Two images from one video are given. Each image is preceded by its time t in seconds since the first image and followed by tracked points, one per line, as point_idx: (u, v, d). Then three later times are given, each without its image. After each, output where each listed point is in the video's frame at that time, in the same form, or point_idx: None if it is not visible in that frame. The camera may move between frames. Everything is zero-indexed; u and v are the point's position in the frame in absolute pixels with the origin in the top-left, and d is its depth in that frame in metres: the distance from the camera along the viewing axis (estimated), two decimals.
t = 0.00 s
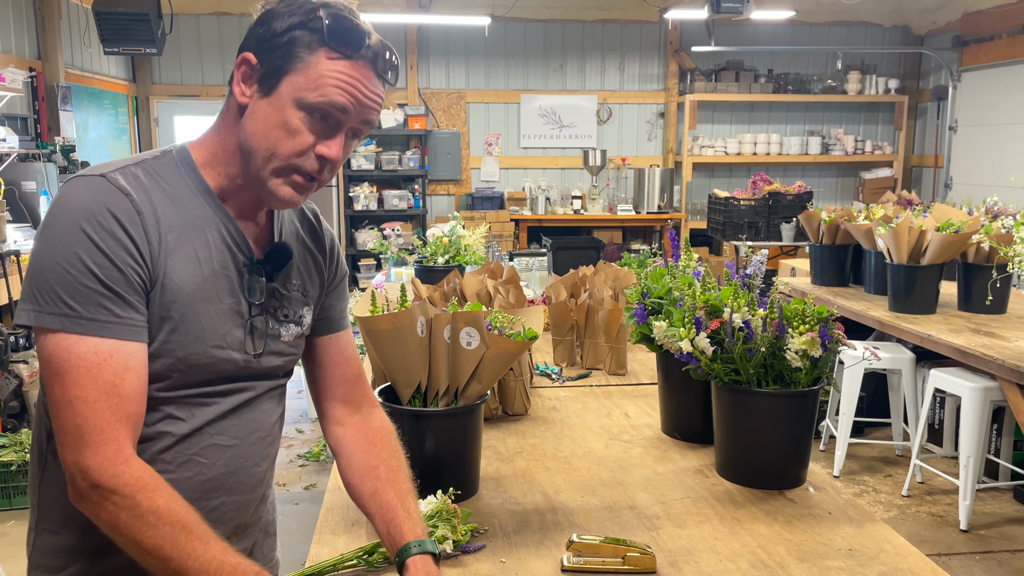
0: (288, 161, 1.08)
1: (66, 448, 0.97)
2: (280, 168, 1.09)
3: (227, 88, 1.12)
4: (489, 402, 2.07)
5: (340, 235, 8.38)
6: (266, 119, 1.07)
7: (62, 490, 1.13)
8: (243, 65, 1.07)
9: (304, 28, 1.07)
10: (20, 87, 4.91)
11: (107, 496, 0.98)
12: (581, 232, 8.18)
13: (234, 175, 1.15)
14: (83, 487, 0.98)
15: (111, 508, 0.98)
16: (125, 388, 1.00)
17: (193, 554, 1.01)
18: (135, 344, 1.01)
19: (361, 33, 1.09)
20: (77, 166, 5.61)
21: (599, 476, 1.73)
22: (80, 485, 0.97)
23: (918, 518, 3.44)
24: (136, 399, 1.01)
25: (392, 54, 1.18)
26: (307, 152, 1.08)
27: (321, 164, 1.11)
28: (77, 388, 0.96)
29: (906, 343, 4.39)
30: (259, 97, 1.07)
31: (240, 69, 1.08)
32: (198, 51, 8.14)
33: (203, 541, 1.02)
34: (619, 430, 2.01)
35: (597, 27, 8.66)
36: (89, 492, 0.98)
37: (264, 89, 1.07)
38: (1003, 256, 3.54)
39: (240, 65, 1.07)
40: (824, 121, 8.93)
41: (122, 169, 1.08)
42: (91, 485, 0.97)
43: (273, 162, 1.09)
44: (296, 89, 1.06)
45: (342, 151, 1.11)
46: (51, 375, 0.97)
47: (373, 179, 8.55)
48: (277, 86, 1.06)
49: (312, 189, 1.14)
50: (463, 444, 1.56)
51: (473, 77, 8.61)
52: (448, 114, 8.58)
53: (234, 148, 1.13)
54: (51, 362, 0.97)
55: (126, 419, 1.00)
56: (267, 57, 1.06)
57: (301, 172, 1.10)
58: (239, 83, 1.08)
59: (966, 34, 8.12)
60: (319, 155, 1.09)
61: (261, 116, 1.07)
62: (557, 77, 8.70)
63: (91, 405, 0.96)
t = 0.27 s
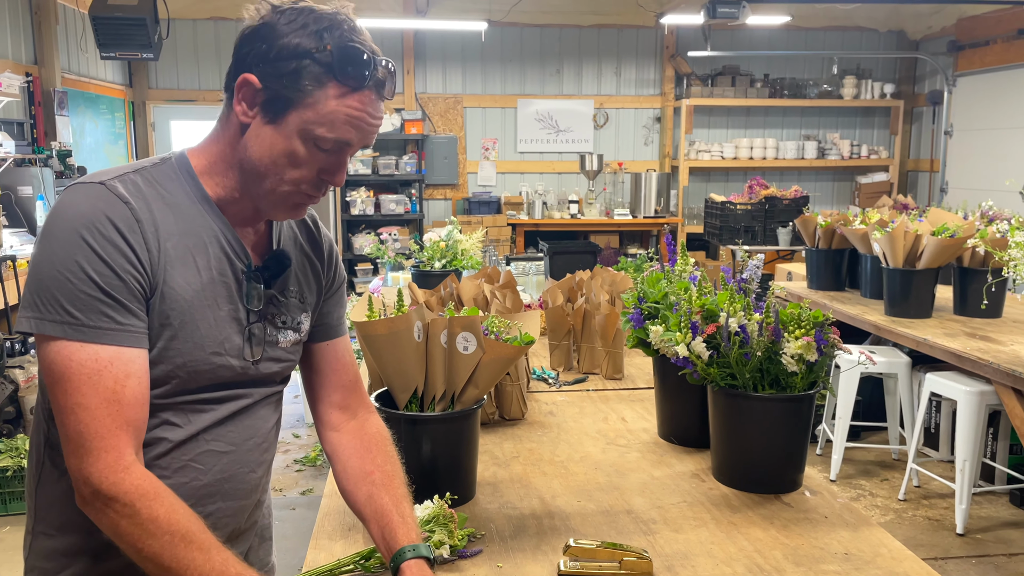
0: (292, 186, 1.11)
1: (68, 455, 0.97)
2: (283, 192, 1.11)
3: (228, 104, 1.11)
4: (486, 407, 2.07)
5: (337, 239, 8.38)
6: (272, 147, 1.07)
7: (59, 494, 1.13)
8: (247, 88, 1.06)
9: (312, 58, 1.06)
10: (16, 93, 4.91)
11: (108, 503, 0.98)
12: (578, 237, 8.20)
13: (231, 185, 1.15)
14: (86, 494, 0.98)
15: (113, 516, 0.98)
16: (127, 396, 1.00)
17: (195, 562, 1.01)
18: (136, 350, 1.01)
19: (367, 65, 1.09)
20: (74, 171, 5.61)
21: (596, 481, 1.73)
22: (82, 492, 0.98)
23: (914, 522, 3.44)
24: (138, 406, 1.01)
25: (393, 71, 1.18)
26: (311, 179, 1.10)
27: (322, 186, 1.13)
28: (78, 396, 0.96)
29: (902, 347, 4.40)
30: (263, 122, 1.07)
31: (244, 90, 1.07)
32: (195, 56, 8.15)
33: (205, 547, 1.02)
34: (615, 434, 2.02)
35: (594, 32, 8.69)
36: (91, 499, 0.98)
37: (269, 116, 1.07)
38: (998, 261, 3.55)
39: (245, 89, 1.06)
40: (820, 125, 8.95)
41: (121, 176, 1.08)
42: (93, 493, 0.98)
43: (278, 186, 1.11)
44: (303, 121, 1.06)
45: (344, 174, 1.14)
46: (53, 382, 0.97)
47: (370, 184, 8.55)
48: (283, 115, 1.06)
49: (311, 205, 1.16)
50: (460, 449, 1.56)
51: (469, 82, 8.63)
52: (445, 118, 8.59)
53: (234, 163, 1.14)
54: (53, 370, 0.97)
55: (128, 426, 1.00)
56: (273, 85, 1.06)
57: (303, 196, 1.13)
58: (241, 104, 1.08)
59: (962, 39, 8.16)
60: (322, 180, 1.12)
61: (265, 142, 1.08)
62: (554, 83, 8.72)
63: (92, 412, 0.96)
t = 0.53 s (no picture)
0: (289, 195, 1.11)
1: (72, 460, 0.97)
2: (280, 200, 1.12)
3: (223, 112, 1.11)
4: (483, 410, 2.07)
5: (334, 243, 8.38)
6: (268, 156, 1.08)
7: (55, 498, 1.13)
8: (242, 97, 1.07)
9: (307, 68, 1.06)
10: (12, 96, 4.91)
11: (113, 507, 0.98)
12: (576, 240, 8.21)
13: (226, 192, 1.15)
14: (90, 499, 0.98)
15: (119, 518, 0.98)
16: (129, 400, 1.00)
17: (203, 561, 1.01)
18: (136, 355, 1.01)
19: (363, 74, 1.08)
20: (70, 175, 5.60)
21: (593, 485, 1.73)
22: (87, 497, 0.98)
23: (911, 525, 3.45)
24: (140, 410, 1.01)
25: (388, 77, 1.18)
26: (307, 187, 1.11)
27: (320, 193, 1.14)
28: (80, 401, 0.96)
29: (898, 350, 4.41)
30: (259, 132, 1.07)
31: (239, 100, 1.07)
32: (192, 60, 8.15)
33: (213, 546, 1.02)
34: (612, 438, 2.01)
35: (591, 36, 8.70)
36: (97, 503, 0.98)
37: (265, 126, 1.07)
38: (994, 264, 3.55)
39: (240, 98, 1.06)
40: (816, 129, 8.97)
41: (118, 182, 1.08)
42: (98, 497, 0.97)
43: (275, 196, 1.11)
44: (299, 131, 1.07)
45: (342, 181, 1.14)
46: (54, 389, 0.97)
47: (367, 188, 8.56)
48: (279, 125, 1.07)
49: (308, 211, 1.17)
50: (457, 452, 1.56)
51: (467, 86, 8.64)
52: (442, 122, 8.60)
53: (230, 170, 1.14)
54: (54, 375, 0.97)
55: (132, 429, 1.00)
56: (268, 96, 1.06)
57: (300, 203, 1.13)
58: (237, 114, 1.08)
59: (957, 43, 8.19)
60: (319, 188, 1.12)
61: (262, 152, 1.08)
62: (551, 86, 8.73)
63: (94, 416, 0.96)
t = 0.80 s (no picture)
0: (279, 199, 1.12)
1: (78, 462, 0.98)
2: (270, 204, 1.12)
3: (215, 117, 1.12)
4: (479, 414, 2.08)
5: (332, 247, 8.38)
6: (258, 161, 1.09)
7: (53, 499, 1.14)
8: (232, 102, 1.08)
9: (296, 73, 1.07)
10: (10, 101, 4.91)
11: (123, 509, 0.98)
12: (573, 244, 8.22)
13: (220, 197, 1.16)
14: (100, 500, 0.99)
15: (127, 520, 0.99)
16: (135, 400, 1.00)
17: (212, 563, 1.02)
18: (139, 356, 1.02)
19: (353, 79, 1.09)
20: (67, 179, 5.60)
21: (590, 487, 1.73)
22: (97, 498, 0.98)
23: (907, 527, 3.46)
24: (145, 410, 1.02)
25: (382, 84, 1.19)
26: (297, 192, 1.12)
27: (310, 198, 1.14)
28: (85, 403, 0.97)
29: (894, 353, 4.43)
30: (249, 136, 1.08)
31: (229, 104, 1.08)
32: (190, 65, 8.16)
33: (220, 547, 1.03)
34: (609, 441, 2.02)
35: (588, 40, 8.72)
36: (105, 504, 0.98)
37: (254, 131, 1.08)
38: (989, 267, 3.57)
39: (230, 103, 1.07)
40: (812, 133, 9.00)
41: (114, 188, 1.08)
42: (107, 498, 0.98)
43: (264, 200, 1.12)
44: (287, 136, 1.07)
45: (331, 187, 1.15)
46: (59, 391, 0.98)
47: (364, 192, 8.57)
48: (268, 130, 1.07)
49: (300, 216, 1.17)
50: (454, 455, 1.57)
51: (464, 90, 8.65)
52: (440, 126, 8.62)
53: (222, 174, 1.15)
54: (58, 378, 0.97)
55: (138, 430, 1.00)
56: (257, 100, 1.07)
57: (290, 206, 1.14)
58: (228, 118, 1.09)
59: (952, 47, 8.22)
60: (309, 193, 1.13)
61: (251, 156, 1.09)
62: (548, 91, 8.75)
63: (101, 417, 0.97)
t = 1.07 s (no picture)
0: (274, 198, 1.12)
1: (69, 466, 0.98)
2: (266, 203, 1.12)
3: (213, 117, 1.13)
4: (478, 416, 2.08)
5: (330, 250, 8.38)
6: (253, 159, 1.09)
7: (51, 502, 1.14)
8: (229, 101, 1.08)
9: (292, 71, 1.07)
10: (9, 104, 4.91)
11: (110, 512, 0.99)
12: (571, 246, 8.23)
13: (216, 199, 1.16)
14: (88, 503, 0.99)
15: (117, 523, 0.99)
16: (124, 404, 1.00)
17: (202, 563, 1.01)
18: (131, 360, 1.02)
19: (350, 78, 1.09)
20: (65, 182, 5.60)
21: (587, 490, 1.74)
22: (85, 502, 0.99)
23: (905, 530, 3.46)
24: (136, 414, 1.02)
25: (379, 85, 1.19)
26: (292, 191, 1.12)
27: (306, 198, 1.14)
28: (76, 406, 0.97)
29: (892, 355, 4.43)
30: (245, 134, 1.09)
31: (227, 102, 1.09)
32: (188, 68, 8.17)
33: (211, 548, 1.03)
34: (607, 443, 2.03)
35: (586, 43, 8.74)
36: (94, 508, 0.99)
37: (251, 128, 1.08)
38: (986, 269, 3.58)
39: (227, 101, 1.08)
40: (810, 136, 9.02)
41: (112, 191, 1.09)
42: (95, 502, 0.98)
43: (260, 199, 1.12)
44: (283, 133, 1.07)
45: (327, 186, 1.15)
46: (51, 395, 0.98)
47: (363, 194, 8.57)
48: (264, 127, 1.08)
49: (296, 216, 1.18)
50: (452, 458, 1.57)
51: (462, 93, 8.66)
52: (438, 129, 8.63)
53: (218, 175, 1.15)
54: (51, 381, 0.98)
55: (129, 433, 1.01)
56: (254, 98, 1.07)
57: (286, 206, 1.14)
58: (225, 116, 1.09)
59: (950, 50, 8.24)
60: (304, 192, 1.13)
61: (247, 154, 1.09)
62: (547, 93, 8.76)
63: (90, 421, 0.97)
